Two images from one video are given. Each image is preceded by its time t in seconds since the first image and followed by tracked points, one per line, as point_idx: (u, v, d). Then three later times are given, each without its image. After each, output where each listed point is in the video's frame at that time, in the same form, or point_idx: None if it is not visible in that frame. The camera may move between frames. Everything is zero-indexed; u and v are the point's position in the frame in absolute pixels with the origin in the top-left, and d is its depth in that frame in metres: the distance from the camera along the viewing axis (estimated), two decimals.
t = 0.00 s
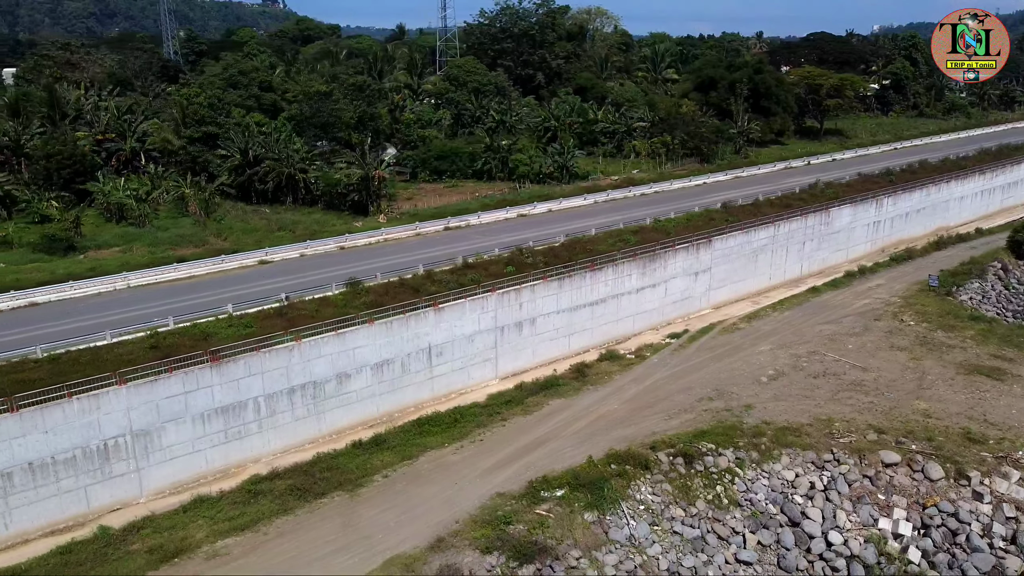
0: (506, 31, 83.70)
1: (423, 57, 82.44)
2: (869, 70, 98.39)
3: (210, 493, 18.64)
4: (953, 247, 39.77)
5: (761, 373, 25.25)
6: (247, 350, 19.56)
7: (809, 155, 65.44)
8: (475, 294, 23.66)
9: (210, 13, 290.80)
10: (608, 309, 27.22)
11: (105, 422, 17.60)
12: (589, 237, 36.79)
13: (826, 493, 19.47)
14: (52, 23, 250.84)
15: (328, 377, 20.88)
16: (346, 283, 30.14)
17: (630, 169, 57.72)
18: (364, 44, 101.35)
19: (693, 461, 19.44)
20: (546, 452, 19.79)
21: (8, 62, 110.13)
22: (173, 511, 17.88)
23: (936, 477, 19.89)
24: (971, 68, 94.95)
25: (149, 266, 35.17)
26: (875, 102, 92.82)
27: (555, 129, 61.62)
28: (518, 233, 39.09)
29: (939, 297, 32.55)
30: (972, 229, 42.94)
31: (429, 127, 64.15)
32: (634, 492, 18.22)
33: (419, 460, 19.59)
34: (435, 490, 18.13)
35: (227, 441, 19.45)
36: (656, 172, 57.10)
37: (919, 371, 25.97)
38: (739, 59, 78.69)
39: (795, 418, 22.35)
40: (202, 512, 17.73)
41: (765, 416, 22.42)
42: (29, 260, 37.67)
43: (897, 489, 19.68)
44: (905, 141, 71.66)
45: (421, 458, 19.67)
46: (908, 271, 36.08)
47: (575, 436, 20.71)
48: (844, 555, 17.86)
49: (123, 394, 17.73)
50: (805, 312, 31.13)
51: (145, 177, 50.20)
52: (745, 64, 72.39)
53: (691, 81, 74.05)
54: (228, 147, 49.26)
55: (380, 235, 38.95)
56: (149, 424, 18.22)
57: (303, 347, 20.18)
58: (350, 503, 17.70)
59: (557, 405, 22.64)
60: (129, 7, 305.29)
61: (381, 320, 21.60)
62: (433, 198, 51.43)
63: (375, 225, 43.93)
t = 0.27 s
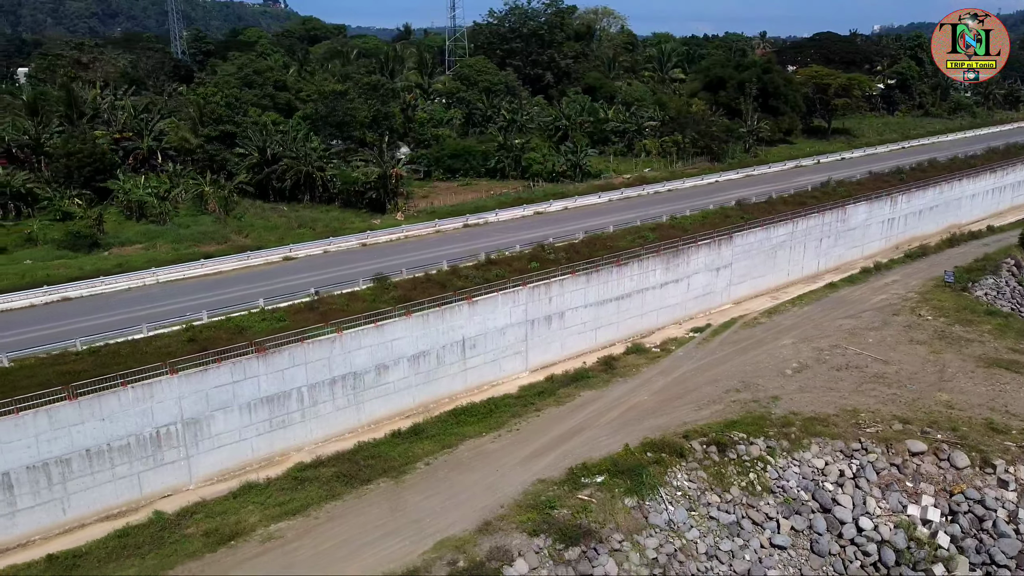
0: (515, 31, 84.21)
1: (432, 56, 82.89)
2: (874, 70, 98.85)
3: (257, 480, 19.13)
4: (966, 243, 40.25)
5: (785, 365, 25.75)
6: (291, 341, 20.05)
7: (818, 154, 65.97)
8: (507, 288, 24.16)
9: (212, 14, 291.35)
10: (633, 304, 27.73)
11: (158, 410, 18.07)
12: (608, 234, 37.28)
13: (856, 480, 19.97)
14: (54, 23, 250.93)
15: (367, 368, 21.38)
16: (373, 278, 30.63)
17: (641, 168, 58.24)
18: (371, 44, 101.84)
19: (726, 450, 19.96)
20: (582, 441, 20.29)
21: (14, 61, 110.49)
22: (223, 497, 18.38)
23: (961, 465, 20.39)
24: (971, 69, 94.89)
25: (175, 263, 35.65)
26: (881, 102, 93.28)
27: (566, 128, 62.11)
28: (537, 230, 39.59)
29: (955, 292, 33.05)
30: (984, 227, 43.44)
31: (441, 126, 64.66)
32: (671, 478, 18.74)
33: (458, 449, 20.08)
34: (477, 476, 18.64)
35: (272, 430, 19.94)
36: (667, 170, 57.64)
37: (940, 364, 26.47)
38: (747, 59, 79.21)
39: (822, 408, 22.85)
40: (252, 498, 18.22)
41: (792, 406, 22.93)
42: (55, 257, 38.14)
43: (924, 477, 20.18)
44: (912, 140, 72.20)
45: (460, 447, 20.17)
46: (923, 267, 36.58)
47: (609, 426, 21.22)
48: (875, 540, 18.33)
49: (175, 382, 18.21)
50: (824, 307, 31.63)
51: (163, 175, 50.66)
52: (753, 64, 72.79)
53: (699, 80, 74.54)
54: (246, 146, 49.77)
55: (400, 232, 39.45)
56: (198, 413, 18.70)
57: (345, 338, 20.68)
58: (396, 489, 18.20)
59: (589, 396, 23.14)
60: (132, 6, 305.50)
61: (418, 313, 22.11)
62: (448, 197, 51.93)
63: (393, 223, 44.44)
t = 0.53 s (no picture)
0: (524, 31, 84.76)
1: (441, 56, 83.33)
2: (879, 69, 99.33)
3: (302, 468, 19.59)
4: (980, 241, 40.70)
5: (809, 359, 26.22)
6: (334, 334, 20.52)
7: (827, 152, 66.48)
8: (538, 282, 24.65)
9: (215, 14, 291.82)
10: (658, 299, 28.21)
11: (208, 400, 18.52)
12: (626, 231, 37.76)
13: (885, 469, 20.42)
14: (56, 23, 251.24)
15: (405, 360, 21.85)
16: (399, 274, 31.10)
17: (653, 167, 58.75)
18: (379, 44, 102.35)
19: (759, 439, 20.45)
20: (617, 431, 20.77)
21: (22, 62, 111.02)
22: (270, 485, 18.84)
23: (988, 455, 20.83)
24: (970, 68, 94.38)
25: (200, 259, 36.12)
26: (886, 101, 93.75)
27: (577, 127, 62.55)
28: (556, 227, 40.08)
29: (971, 288, 33.52)
30: (996, 224, 43.90)
31: (453, 125, 65.18)
32: (707, 466, 19.22)
33: (497, 438, 20.55)
34: (518, 464, 19.11)
35: (314, 420, 20.39)
36: (679, 169, 58.14)
37: (960, 357, 26.92)
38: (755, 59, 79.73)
39: (848, 400, 23.31)
40: (299, 485, 18.68)
41: (819, 398, 23.41)
42: (80, 254, 38.60)
43: (951, 466, 20.62)
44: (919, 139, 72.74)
45: (498, 436, 20.64)
46: (938, 264, 37.04)
47: (642, 417, 21.69)
48: (906, 526, 18.73)
49: (224, 373, 18.66)
50: (843, 302, 32.11)
51: (181, 174, 51.13)
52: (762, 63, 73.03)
53: (708, 79, 75.01)
54: (264, 144, 50.29)
55: (420, 230, 39.92)
56: (246, 403, 19.15)
57: (384, 331, 21.16)
58: (440, 477, 18.67)
59: (619, 388, 23.63)
60: (134, 6, 305.90)
61: (453, 306, 22.58)
62: (463, 195, 52.39)
63: (411, 221, 44.91)
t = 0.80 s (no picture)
0: (533, 31, 85.35)
1: (451, 56, 83.75)
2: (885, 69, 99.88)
3: (345, 458, 20.03)
4: (994, 238, 41.14)
5: (834, 353, 26.66)
6: (374, 327, 20.95)
7: (836, 151, 66.99)
8: (568, 278, 25.09)
9: (218, 14, 292.41)
10: (682, 294, 28.64)
11: (256, 390, 18.96)
12: (645, 228, 38.23)
13: (914, 459, 20.84)
14: (58, 24, 251.48)
15: (442, 353, 22.28)
16: (426, 270, 31.54)
17: (665, 166, 59.26)
18: (388, 44, 102.95)
19: (791, 430, 20.92)
20: (651, 423, 21.21)
21: (30, 62, 111.30)
22: (316, 474, 19.27)
23: (1013, 446, 21.28)
24: (972, 68, 95.54)
25: (226, 257, 36.55)
26: (892, 100, 94.24)
27: (589, 126, 63.02)
28: (574, 225, 40.54)
29: (988, 285, 33.97)
30: (1009, 222, 44.37)
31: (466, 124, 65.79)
32: (742, 456, 19.67)
33: (534, 429, 20.99)
34: (558, 454, 19.56)
35: (356, 411, 20.82)
36: (691, 168, 58.66)
37: (981, 352, 27.37)
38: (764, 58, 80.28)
39: (875, 393, 23.76)
40: (345, 474, 19.09)
41: (846, 391, 23.85)
42: (105, 252, 39.05)
43: (979, 457, 21.05)
44: (927, 138, 73.10)
45: (536, 428, 21.08)
46: (954, 261, 37.50)
47: (675, 409, 22.14)
48: (937, 514, 19.14)
49: (272, 364, 19.09)
50: (862, 298, 32.57)
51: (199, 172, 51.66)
52: (771, 63, 73.79)
53: (716, 79, 75.38)
54: (281, 143, 50.84)
55: (441, 227, 40.36)
56: (291, 394, 19.59)
57: (423, 324, 21.60)
58: (483, 466, 19.11)
59: (649, 381, 24.08)
60: (136, 7, 306.00)
61: (488, 301, 23.03)
62: (478, 194, 52.84)
63: (429, 218, 45.40)
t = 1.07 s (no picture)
0: (542, 32, 85.66)
1: (461, 55, 84.07)
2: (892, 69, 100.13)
3: (387, 449, 20.42)
4: (1008, 236, 41.51)
5: (858, 348, 27.07)
6: (414, 321, 21.34)
7: (846, 151, 67.34)
8: (598, 273, 25.48)
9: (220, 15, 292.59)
10: (707, 291, 29.06)
11: (301, 383, 19.35)
12: (664, 226, 38.64)
13: (943, 451, 21.23)
14: (60, 24, 251.62)
15: (478, 347, 22.68)
16: (451, 267, 31.92)
17: (677, 165, 59.64)
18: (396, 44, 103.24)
19: (822, 423, 21.34)
20: (684, 416, 21.64)
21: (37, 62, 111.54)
22: (360, 464, 19.66)
23: None
24: (971, 68, 94.17)
25: (250, 254, 36.94)
26: (899, 100, 94.50)
27: (600, 126, 63.42)
28: (592, 223, 40.94)
29: (1005, 282, 34.34)
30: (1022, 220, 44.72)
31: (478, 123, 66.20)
32: (776, 447, 20.09)
33: (570, 421, 21.40)
34: (596, 445, 19.97)
35: (396, 404, 21.22)
36: (703, 167, 59.04)
37: (1002, 347, 27.74)
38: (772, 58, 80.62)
39: (901, 386, 24.17)
40: (388, 465, 19.49)
41: (872, 384, 24.26)
42: (129, 250, 39.45)
43: (1006, 448, 21.41)
44: (936, 137, 73.42)
45: (572, 420, 21.49)
46: (970, 258, 37.87)
47: (706, 402, 22.57)
48: (968, 504, 19.50)
49: (317, 357, 19.48)
50: (882, 294, 32.96)
51: (216, 171, 51.94)
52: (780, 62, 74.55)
53: (725, 78, 75.65)
54: (298, 142, 51.23)
55: (461, 225, 40.76)
56: (335, 386, 19.98)
57: (460, 319, 22.00)
58: (524, 457, 19.53)
59: (679, 375, 24.49)
60: (138, 6, 305.97)
61: (522, 296, 23.42)
62: (492, 193, 53.22)
63: (447, 217, 45.79)
